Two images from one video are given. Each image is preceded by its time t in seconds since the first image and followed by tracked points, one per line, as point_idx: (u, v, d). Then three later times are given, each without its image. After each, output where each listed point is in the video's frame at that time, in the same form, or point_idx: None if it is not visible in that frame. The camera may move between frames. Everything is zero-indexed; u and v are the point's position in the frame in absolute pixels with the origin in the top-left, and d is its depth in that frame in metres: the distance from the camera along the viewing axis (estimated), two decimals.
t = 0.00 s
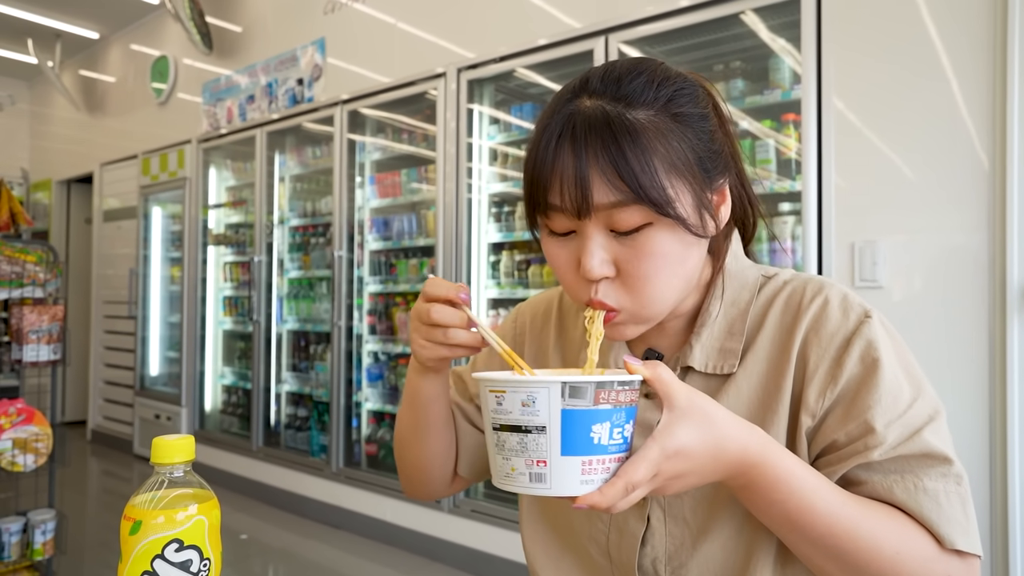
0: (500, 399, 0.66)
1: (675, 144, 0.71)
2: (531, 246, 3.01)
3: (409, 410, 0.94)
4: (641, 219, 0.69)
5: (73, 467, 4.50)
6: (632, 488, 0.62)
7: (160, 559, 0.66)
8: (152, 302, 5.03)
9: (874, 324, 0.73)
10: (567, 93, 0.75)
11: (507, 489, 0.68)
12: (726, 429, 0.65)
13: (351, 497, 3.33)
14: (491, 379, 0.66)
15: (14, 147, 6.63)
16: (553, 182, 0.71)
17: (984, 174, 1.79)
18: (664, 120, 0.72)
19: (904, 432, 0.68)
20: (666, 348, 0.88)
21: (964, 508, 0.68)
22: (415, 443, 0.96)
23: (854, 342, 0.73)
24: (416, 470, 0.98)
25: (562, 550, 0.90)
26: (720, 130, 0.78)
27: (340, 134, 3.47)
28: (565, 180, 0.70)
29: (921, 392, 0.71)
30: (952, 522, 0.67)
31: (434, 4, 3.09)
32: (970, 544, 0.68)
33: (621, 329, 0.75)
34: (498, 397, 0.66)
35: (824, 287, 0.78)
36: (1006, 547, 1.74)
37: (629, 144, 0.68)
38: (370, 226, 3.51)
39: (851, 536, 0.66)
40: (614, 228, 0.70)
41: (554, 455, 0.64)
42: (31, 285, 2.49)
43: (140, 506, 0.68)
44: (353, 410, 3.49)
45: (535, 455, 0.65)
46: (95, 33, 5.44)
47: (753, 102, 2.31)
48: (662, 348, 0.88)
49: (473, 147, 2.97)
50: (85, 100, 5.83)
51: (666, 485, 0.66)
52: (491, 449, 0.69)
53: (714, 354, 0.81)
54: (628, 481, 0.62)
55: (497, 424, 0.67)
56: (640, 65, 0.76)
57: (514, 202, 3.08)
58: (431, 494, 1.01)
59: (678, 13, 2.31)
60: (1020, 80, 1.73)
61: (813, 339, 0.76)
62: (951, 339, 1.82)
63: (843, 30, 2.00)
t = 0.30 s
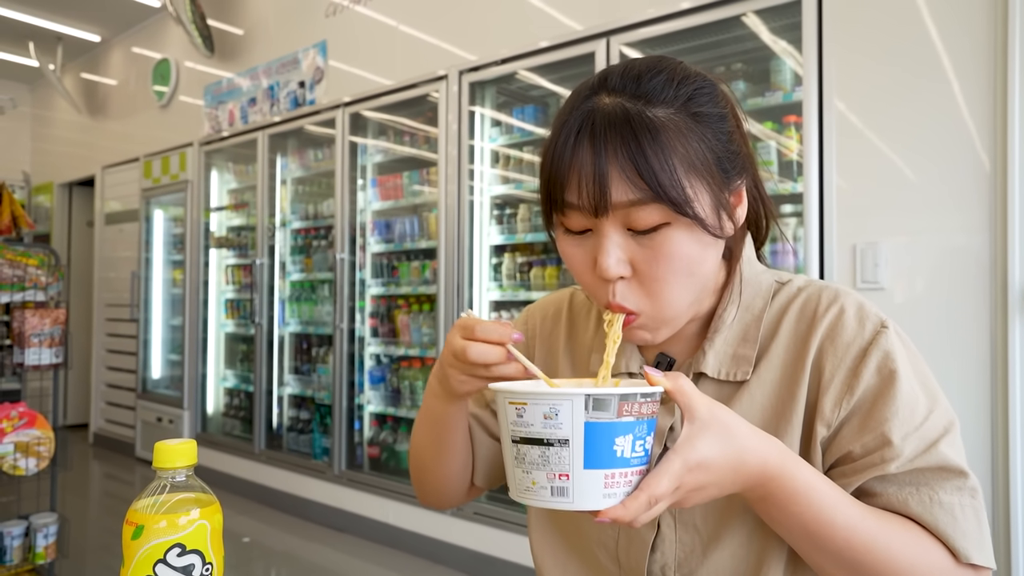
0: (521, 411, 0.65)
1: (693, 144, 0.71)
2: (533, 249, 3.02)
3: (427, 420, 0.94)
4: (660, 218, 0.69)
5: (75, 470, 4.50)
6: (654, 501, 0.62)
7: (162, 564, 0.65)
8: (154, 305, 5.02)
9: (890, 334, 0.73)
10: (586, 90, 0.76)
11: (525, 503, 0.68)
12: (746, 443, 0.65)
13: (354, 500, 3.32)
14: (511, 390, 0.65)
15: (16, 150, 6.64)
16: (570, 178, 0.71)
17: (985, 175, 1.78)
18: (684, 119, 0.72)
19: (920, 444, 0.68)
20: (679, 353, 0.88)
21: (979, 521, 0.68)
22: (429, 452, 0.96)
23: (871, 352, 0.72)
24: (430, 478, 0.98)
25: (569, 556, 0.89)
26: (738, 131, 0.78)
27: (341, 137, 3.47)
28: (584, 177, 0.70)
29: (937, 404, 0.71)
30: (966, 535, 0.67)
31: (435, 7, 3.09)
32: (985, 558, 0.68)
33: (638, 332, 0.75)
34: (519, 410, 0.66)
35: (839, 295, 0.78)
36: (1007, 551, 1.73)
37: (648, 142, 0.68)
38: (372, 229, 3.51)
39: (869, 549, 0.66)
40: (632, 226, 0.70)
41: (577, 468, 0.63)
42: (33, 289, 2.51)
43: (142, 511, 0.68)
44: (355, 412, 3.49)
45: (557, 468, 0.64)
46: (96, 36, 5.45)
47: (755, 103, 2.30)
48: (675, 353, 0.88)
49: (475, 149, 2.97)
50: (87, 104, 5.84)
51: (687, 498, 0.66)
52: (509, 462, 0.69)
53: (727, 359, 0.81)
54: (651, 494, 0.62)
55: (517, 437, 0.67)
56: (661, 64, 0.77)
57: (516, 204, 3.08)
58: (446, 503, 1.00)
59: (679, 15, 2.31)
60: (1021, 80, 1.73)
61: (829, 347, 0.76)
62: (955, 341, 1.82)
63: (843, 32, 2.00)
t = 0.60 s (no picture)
0: (537, 433, 0.65)
1: (710, 145, 0.72)
2: (533, 250, 3.03)
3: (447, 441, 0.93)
4: (674, 220, 0.69)
5: (75, 473, 4.50)
6: (675, 519, 0.63)
7: (164, 566, 0.65)
8: (154, 307, 5.02)
9: (905, 343, 0.73)
10: (600, 90, 0.76)
11: (545, 528, 0.67)
12: (764, 457, 0.65)
13: (354, 502, 3.32)
14: (526, 413, 0.65)
15: (16, 153, 6.64)
16: (584, 179, 0.72)
17: (985, 175, 1.79)
18: (699, 120, 0.72)
19: (936, 453, 0.69)
20: (690, 358, 0.88)
21: (994, 529, 0.69)
22: (451, 473, 0.95)
23: (886, 360, 0.73)
24: (451, 492, 0.97)
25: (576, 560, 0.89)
26: (753, 132, 0.79)
27: (341, 139, 3.48)
28: (598, 177, 0.70)
29: (952, 412, 0.71)
30: (983, 544, 0.68)
31: (435, 9, 3.10)
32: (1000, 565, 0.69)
33: (648, 330, 0.76)
34: (534, 431, 0.65)
35: (852, 302, 0.78)
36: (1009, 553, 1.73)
37: (664, 143, 0.69)
38: (372, 231, 3.51)
39: (886, 559, 0.67)
40: (645, 227, 0.70)
41: (597, 489, 0.64)
42: (33, 291, 2.49)
43: (144, 514, 0.68)
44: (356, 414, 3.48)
45: (576, 490, 0.64)
46: (96, 39, 5.46)
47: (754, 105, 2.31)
48: (686, 357, 0.88)
49: (474, 151, 2.98)
50: (87, 106, 5.84)
51: (705, 514, 0.66)
52: (525, 485, 0.69)
53: (739, 365, 0.81)
54: (672, 513, 0.62)
55: (533, 459, 0.67)
56: (676, 64, 0.77)
57: (516, 206, 3.09)
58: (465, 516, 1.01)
59: (677, 17, 2.32)
60: (1020, 80, 1.74)
61: (843, 354, 0.76)
62: (956, 342, 1.82)
63: (842, 33, 2.00)
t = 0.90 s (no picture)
0: (542, 429, 0.65)
1: (717, 135, 0.72)
2: (533, 250, 3.03)
3: (450, 445, 0.92)
4: (678, 209, 0.69)
5: (77, 475, 4.50)
6: (678, 519, 0.62)
7: (167, 567, 0.65)
8: (155, 309, 5.03)
9: (912, 345, 0.73)
10: (612, 79, 0.77)
11: (547, 520, 0.68)
12: (771, 457, 0.65)
13: (356, 503, 3.32)
14: (532, 407, 0.65)
15: (17, 156, 6.65)
16: (591, 165, 0.72)
17: (986, 175, 1.78)
18: (709, 110, 0.73)
19: (944, 457, 0.69)
20: (695, 358, 0.88)
21: (1001, 534, 0.69)
22: (455, 477, 0.94)
23: (893, 363, 0.73)
24: (455, 494, 0.96)
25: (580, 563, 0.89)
26: (763, 129, 0.79)
27: (341, 141, 3.48)
28: (604, 163, 0.71)
29: (960, 416, 0.71)
30: (991, 548, 0.68)
31: (435, 10, 3.10)
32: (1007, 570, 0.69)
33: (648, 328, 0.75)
34: (540, 427, 0.66)
35: (859, 304, 0.78)
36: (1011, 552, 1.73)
37: (672, 130, 0.69)
38: (372, 232, 3.51)
39: (894, 563, 0.67)
40: (650, 216, 0.70)
41: (600, 486, 0.64)
42: (35, 293, 2.49)
43: (147, 515, 0.68)
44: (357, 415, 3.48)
45: (580, 486, 0.64)
46: (97, 41, 5.46)
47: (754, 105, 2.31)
48: (691, 358, 0.88)
49: (475, 152, 2.98)
50: (87, 108, 5.85)
51: (710, 514, 0.66)
52: (530, 478, 0.69)
53: (746, 366, 0.81)
54: (675, 512, 0.62)
55: (538, 454, 0.67)
56: (689, 57, 0.78)
57: (516, 207, 3.10)
58: (471, 519, 1.01)
59: (677, 17, 2.32)
60: (1020, 80, 1.74)
61: (850, 357, 0.76)
62: (957, 342, 1.82)
63: (842, 32, 2.01)
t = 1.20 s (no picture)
0: (539, 419, 0.65)
1: (716, 131, 0.72)
2: (533, 251, 3.03)
3: (440, 430, 0.93)
4: (674, 204, 0.69)
5: (76, 476, 4.50)
6: (672, 511, 0.62)
7: (166, 568, 0.65)
8: (155, 310, 5.03)
9: (911, 343, 0.73)
10: (613, 75, 0.78)
11: (543, 508, 0.68)
12: (770, 451, 0.65)
13: (355, 503, 3.32)
14: (529, 398, 0.65)
15: (16, 157, 6.64)
16: (588, 158, 0.73)
17: (985, 175, 1.78)
18: (708, 106, 0.73)
19: (943, 455, 0.69)
20: (695, 359, 0.88)
21: (1001, 531, 0.69)
22: (441, 463, 0.95)
23: (892, 362, 0.73)
24: (443, 478, 0.96)
25: (580, 562, 0.89)
26: (763, 128, 0.79)
27: (340, 141, 3.48)
28: (601, 157, 0.71)
29: (959, 414, 0.71)
30: (991, 545, 0.68)
31: (434, 10, 3.10)
32: (1008, 567, 0.69)
33: (639, 320, 0.74)
34: (538, 417, 0.66)
35: (858, 303, 0.78)
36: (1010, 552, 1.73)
37: (670, 124, 0.69)
38: (372, 232, 3.51)
39: (893, 558, 0.67)
40: (645, 209, 0.70)
41: (594, 477, 0.64)
42: (34, 294, 2.50)
43: (146, 516, 0.68)
44: (357, 416, 3.48)
45: (574, 477, 0.64)
46: (96, 41, 5.45)
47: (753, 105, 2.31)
48: (690, 359, 0.88)
49: (474, 152, 2.98)
50: (87, 109, 5.84)
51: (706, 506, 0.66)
52: (528, 467, 0.69)
53: (745, 366, 0.81)
54: (668, 505, 0.62)
55: (535, 443, 0.67)
56: (690, 54, 0.78)
57: (516, 207, 3.10)
58: (458, 511, 1.02)
59: (676, 17, 2.32)
60: (1019, 80, 1.73)
61: (848, 356, 0.76)
62: (957, 341, 1.82)
63: (841, 31, 2.01)
